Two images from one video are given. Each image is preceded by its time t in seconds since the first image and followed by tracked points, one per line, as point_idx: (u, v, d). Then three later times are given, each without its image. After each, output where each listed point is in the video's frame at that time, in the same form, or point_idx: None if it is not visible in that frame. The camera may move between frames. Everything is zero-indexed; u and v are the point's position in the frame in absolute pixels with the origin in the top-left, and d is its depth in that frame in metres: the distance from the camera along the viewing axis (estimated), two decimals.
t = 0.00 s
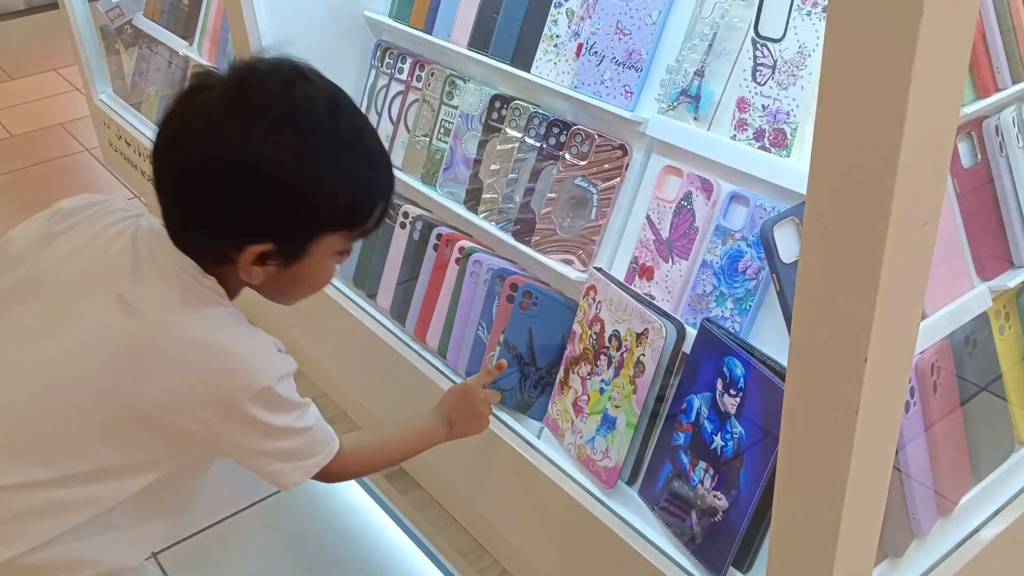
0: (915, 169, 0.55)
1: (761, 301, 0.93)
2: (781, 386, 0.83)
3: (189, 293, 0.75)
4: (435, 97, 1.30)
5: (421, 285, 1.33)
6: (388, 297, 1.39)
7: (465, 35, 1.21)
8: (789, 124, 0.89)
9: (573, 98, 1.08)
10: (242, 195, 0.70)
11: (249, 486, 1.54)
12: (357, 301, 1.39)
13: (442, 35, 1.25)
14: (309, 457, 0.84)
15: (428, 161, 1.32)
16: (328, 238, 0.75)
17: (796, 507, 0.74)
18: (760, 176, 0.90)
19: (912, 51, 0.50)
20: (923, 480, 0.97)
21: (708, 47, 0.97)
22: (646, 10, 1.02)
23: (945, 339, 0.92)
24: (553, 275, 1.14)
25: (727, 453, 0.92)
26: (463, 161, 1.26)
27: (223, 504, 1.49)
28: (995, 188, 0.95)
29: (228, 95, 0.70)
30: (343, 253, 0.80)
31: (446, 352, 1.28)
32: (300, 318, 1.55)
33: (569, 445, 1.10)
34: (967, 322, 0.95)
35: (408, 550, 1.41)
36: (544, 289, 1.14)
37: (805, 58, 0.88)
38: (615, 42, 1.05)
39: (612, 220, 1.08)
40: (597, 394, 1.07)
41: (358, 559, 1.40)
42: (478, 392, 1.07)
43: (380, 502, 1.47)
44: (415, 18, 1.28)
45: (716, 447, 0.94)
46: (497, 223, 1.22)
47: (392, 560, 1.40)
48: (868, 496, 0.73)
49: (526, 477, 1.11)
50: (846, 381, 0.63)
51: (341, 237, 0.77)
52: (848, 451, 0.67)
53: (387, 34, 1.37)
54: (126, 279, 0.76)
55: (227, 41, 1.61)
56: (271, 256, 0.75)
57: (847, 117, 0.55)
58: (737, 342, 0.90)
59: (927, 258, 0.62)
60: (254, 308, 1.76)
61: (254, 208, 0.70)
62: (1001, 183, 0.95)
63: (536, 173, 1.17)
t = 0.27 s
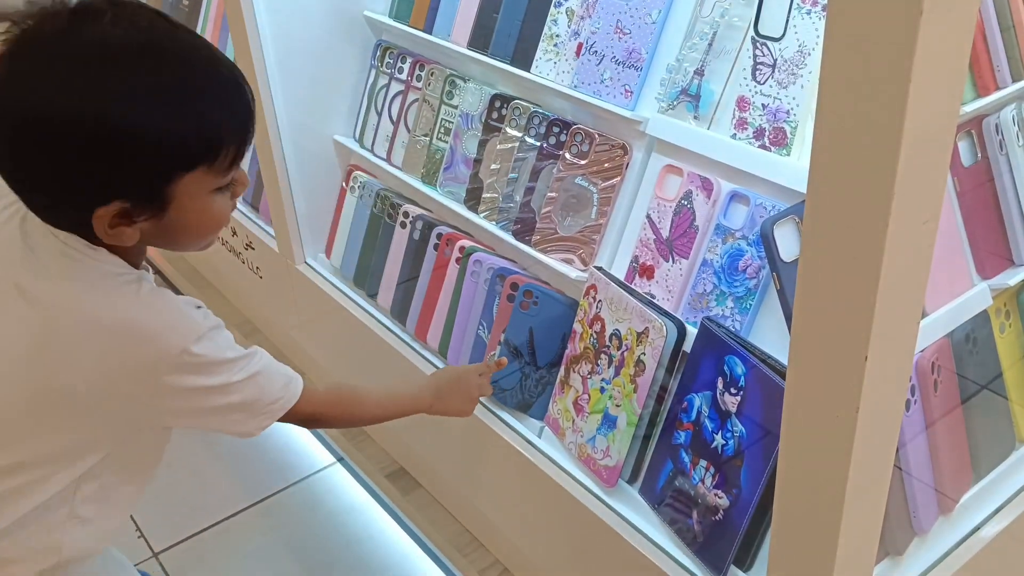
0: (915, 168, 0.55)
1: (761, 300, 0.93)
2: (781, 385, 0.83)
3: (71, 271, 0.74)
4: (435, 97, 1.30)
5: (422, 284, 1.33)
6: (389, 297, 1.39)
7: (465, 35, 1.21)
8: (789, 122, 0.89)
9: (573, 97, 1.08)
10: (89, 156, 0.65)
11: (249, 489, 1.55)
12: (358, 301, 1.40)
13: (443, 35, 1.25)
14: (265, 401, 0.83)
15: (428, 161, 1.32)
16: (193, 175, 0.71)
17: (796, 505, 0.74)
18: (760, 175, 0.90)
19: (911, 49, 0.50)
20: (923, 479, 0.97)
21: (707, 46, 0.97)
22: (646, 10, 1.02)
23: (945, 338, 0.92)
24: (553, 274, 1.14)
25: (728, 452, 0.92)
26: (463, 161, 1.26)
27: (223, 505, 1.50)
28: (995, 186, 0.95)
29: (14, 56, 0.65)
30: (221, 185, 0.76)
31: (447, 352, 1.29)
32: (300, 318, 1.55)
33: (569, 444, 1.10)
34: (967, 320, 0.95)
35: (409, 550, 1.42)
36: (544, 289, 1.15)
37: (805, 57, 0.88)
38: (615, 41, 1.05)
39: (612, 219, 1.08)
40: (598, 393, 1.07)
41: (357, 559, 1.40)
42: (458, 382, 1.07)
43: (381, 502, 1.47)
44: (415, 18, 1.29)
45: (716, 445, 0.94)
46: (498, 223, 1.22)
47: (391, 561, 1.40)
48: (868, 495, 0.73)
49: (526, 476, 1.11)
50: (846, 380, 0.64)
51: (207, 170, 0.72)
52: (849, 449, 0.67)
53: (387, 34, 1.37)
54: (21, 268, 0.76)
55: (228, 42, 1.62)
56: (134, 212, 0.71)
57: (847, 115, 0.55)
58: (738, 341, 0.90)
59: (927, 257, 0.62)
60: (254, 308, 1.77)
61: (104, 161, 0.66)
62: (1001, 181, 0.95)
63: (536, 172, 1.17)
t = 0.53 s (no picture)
0: (916, 165, 0.56)
1: (763, 298, 0.93)
2: (783, 383, 0.84)
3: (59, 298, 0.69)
4: (437, 96, 1.30)
5: (425, 284, 1.34)
6: (391, 296, 1.40)
7: (467, 35, 1.22)
8: (790, 122, 0.89)
9: (575, 97, 1.08)
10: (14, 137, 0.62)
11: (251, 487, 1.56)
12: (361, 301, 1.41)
13: (445, 35, 1.26)
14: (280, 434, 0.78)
15: (431, 160, 1.32)
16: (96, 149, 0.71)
17: (799, 502, 0.75)
18: (763, 174, 0.91)
19: (912, 48, 0.51)
20: (924, 477, 0.97)
21: (710, 45, 0.97)
22: (648, 9, 1.03)
23: (946, 336, 0.92)
24: (555, 273, 1.15)
25: (730, 450, 0.93)
26: (466, 160, 1.27)
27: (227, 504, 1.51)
28: (995, 184, 0.96)
29: None
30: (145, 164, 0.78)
31: (450, 351, 1.29)
32: (303, 317, 1.55)
33: (572, 442, 1.11)
34: (968, 318, 0.95)
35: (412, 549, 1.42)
36: (547, 287, 1.15)
37: (806, 57, 0.88)
38: (617, 41, 1.05)
39: (614, 217, 1.08)
40: (601, 391, 1.07)
41: (358, 560, 1.41)
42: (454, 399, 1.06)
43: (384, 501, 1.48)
44: (417, 18, 1.29)
45: (719, 443, 0.94)
46: (500, 222, 1.22)
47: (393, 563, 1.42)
48: (870, 492, 0.73)
49: (529, 474, 1.12)
50: (848, 377, 0.64)
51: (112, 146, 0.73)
52: (851, 446, 0.67)
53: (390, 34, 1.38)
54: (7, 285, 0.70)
55: (230, 42, 1.62)
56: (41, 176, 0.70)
57: (848, 115, 0.55)
58: (740, 339, 0.91)
59: (928, 254, 0.62)
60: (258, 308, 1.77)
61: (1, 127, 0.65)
62: (1001, 179, 0.96)
63: (538, 171, 1.17)
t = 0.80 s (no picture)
0: (917, 163, 0.56)
1: (765, 297, 0.93)
2: (785, 381, 0.84)
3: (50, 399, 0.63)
4: (440, 95, 1.30)
5: (427, 283, 1.34)
6: (394, 295, 1.40)
7: (470, 34, 1.22)
8: (792, 120, 0.90)
9: (577, 96, 1.08)
10: None
11: (252, 486, 1.57)
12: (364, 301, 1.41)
13: (447, 34, 1.26)
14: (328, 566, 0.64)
15: (433, 159, 1.33)
16: None
17: (801, 501, 0.75)
18: (764, 173, 0.91)
19: (913, 46, 0.51)
20: (926, 476, 0.98)
21: (711, 44, 0.98)
22: (650, 8, 1.03)
23: (948, 334, 0.92)
24: (558, 272, 1.15)
25: (732, 448, 0.93)
26: (468, 159, 1.27)
27: (229, 505, 1.52)
28: (997, 182, 0.96)
29: None
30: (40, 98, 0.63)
31: (453, 349, 1.30)
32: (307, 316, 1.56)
33: (574, 440, 1.11)
34: (970, 317, 0.95)
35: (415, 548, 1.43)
36: (549, 286, 1.15)
37: (808, 55, 0.89)
38: (619, 40, 1.05)
39: (616, 216, 1.09)
40: (603, 389, 1.07)
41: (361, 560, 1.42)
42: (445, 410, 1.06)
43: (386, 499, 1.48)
44: (420, 18, 1.29)
45: (721, 441, 0.94)
46: (502, 220, 1.23)
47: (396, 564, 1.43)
48: (872, 490, 0.74)
49: (531, 473, 1.12)
50: (849, 375, 0.64)
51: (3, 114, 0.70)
52: (852, 445, 0.67)
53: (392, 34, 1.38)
54: None
55: (233, 42, 1.63)
56: None
57: (850, 113, 0.56)
58: (743, 337, 0.91)
59: (929, 252, 0.63)
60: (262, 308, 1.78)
61: None
62: (1003, 177, 0.96)
63: (540, 170, 1.18)
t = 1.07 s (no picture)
0: (922, 164, 0.56)
1: (769, 296, 0.94)
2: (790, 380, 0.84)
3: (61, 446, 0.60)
4: (444, 96, 1.31)
5: (432, 282, 1.34)
6: (398, 294, 1.40)
7: (474, 35, 1.23)
8: (797, 121, 0.90)
9: (581, 96, 1.09)
10: None
11: (257, 485, 1.57)
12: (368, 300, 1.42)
13: (452, 35, 1.26)
14: None
15: (438, 160, 1.33)
16: None
17: (805, 500, 0.75)
18: (768, 172, 0.91)
19: (918, 47, 0.51)
20: (930, 475, 0.98)
21: (715, 45, 0.98)
22: (655, 9, 1.03)
23: (952, 333, 0.93)
24: (562, 271, 1.16)
25: (736, 446, 0.93)
26: (473, 159, 1.27)
27: (232, 504, 1.52)
28: (1000, 182, 0.96)
29: None
30: None
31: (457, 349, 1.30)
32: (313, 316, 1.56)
33: (579, 439, 1.12)
34: (974, 316, 0.95)
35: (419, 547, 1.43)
36: (553, 286, 1.16)
37: (813, 56, 0.89)
38: (623, 40, 1.06)
39: (621, 216, 1.09)
40: (608, 388, 1.08)
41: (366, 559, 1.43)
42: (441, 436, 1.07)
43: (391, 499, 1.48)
44: (424, 18, 1.30)
45: (725, 440, 0.95)
46: (507, 220, 1.23)
47: (400, 562, 1.43)
48: (876, 489, 0.74)
49: (536, 471, 1.13)
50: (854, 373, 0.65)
51: None
52: (857, 443, 0.67)
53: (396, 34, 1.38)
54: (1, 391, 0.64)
55: (238, 42, 1.63)
56: None
57: (855, 114, 0.56)
58: (747, 336, 0.91)
59: (934, 251, 0.63)
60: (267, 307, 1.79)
61: None
62: (1007, 177, 0.96)
63: (545, 170, 1.18)
